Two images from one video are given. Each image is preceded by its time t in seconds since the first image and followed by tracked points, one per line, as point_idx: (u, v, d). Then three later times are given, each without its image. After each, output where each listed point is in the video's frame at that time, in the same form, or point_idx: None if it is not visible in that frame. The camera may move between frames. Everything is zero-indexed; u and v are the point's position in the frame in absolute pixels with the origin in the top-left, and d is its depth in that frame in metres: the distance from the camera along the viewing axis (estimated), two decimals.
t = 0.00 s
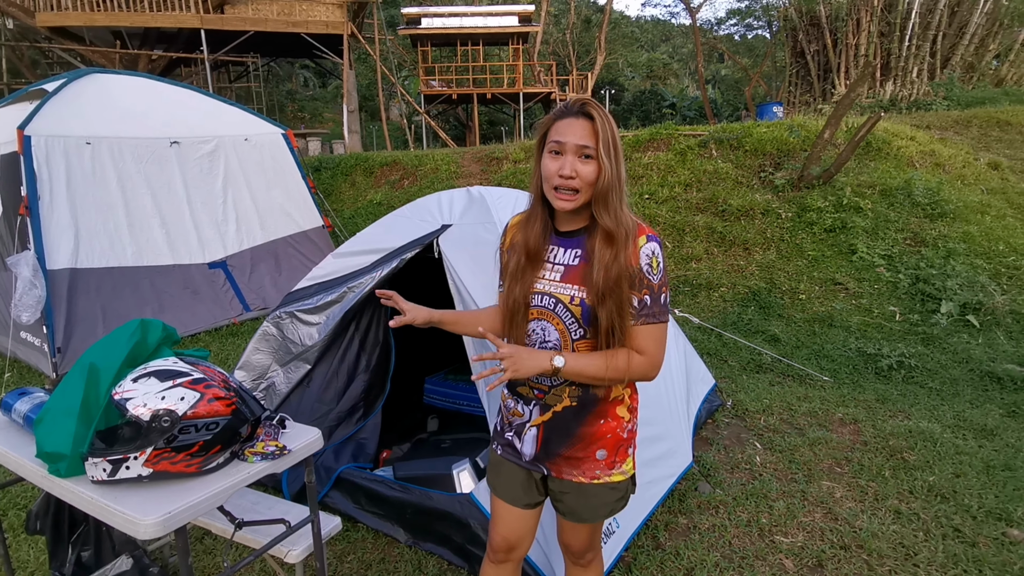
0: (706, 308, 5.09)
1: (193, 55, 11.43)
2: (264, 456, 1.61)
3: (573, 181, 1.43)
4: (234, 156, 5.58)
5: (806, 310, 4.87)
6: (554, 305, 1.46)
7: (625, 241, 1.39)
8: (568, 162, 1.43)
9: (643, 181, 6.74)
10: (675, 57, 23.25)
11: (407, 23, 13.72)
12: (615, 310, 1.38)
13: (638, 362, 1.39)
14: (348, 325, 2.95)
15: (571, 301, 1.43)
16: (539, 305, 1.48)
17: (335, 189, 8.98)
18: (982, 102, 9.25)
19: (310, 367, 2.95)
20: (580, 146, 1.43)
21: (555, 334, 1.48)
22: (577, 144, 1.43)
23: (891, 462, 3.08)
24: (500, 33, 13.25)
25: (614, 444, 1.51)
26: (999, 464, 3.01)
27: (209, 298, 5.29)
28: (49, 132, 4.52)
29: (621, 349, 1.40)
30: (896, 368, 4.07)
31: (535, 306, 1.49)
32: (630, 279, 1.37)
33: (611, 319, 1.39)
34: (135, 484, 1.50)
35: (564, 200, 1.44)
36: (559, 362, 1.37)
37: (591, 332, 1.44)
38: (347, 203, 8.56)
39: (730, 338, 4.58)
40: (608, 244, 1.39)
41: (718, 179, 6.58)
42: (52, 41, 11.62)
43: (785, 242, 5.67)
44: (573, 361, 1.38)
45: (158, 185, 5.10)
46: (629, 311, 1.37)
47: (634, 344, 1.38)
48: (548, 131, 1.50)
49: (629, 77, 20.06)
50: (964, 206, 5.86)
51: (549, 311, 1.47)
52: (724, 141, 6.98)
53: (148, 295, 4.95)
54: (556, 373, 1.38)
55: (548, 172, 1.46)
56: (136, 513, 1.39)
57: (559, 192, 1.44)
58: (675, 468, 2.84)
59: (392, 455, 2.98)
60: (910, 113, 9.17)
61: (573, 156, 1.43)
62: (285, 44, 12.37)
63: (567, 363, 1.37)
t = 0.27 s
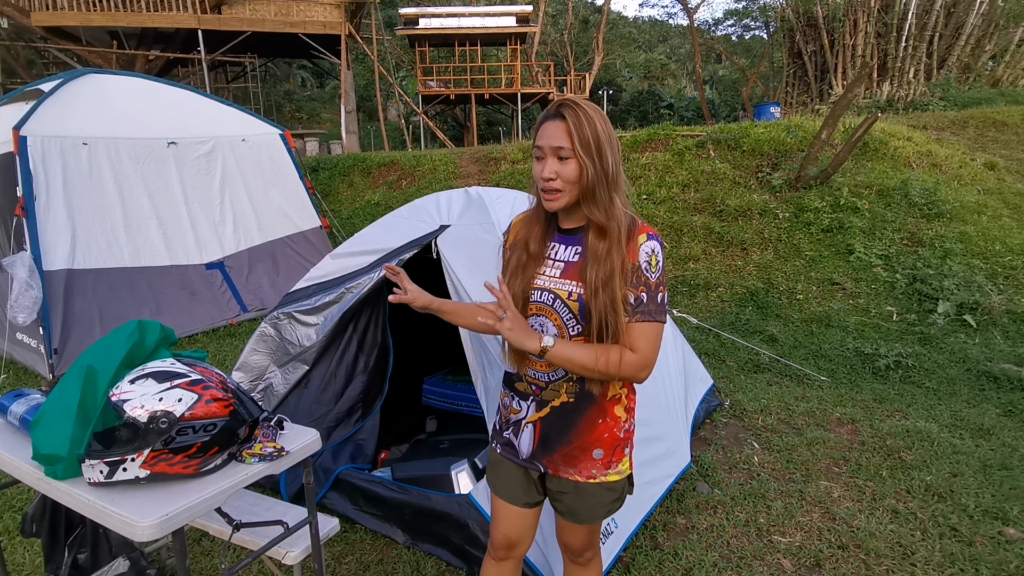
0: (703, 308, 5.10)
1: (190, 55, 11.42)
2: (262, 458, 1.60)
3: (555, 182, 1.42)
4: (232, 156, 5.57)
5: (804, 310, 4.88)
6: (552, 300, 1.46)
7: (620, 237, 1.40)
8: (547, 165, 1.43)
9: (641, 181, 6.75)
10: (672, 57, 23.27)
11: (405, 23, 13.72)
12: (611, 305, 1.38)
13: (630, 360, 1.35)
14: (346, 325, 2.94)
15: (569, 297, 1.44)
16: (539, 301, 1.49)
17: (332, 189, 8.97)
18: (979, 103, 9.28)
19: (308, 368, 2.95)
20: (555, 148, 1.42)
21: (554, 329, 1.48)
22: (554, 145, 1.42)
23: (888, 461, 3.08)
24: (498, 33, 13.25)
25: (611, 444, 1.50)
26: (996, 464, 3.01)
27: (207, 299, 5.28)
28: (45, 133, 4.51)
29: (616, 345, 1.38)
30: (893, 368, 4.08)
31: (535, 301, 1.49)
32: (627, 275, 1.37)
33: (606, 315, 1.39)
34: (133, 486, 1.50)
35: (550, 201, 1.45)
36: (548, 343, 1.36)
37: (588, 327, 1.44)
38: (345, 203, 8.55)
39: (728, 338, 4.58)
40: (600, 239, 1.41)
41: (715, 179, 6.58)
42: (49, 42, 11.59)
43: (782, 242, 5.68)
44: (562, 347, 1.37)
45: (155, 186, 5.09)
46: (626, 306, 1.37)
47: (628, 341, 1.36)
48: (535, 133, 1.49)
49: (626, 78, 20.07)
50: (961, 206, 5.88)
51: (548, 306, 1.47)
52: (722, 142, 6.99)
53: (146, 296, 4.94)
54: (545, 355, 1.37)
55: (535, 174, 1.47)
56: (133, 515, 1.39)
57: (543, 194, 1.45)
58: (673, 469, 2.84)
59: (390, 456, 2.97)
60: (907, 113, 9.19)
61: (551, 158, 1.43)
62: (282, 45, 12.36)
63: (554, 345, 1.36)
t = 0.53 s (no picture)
0: (702, 308, 5.10)
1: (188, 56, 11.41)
2: (260, 459, 1.60)
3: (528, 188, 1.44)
4: (229, 157, 5.56)
5: (802, 310, 4.88)
6: (544, 303, 1.46)
7: (609, 241, 1.38)
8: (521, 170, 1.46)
9: (640, 182, 6.75)
10: (670, 58, 23.29)
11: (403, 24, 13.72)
12: (602, 311, 1.38)
13: (630, 371, 1.37)
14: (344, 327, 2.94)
15: (557, 300, 1.43)
16: (532, 303, 1.49)
17: (331, 190, 8.97)
18: (976, 103, 9.30)
19: (306, 369, 2.95)
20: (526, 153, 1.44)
21: (546, 331, 1.47)
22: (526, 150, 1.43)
23: (886, 462, 3.08)
24: (496, 34, 13.25)
25: (605, 446, 1.50)
26: (994, 463, 3.02)
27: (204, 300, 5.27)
28: (42, 134, 4.50)
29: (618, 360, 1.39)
30: (891, 368, 4.08)
31: (528, 303, 1.49)
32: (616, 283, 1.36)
33: (596, 319, 1.39)
34: (130, 488, 1.49)
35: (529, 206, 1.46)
36: (554, 396, 1.38)
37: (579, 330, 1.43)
38: (343, 204, 8.55)
39: (726, 338, 4.59)
40: (583, 242, 1.38)
41: (714, 180, 6.59)
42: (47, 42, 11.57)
43: (781, 242, 5.69)
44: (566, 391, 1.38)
45: (153, 186, 5.08)
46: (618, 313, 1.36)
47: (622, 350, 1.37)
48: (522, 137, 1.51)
49: (625, 78, 20.08)
50: (958, 206, 5.89)
51: (540, 309, 1.47)
52: (720, 142, 6.99)
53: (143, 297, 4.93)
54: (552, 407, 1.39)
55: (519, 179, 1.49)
56: (131, 517, 1.38)
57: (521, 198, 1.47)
58: (672, 469, 2.84)
59: (389, 457, 2.97)
60: (905, 113, 9.20)
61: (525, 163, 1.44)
62: (281, 45, 12.35)
63: (561, 396, 1.38)
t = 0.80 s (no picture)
0: (700, 309, 5.10)
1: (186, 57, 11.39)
2: (258, 462, 1.60)
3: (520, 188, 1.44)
4: (227, 158, 5.55)
5: (800, 311, 4.88)
6: (538, 305, 1.46)
7: (600, 241, 1.38)
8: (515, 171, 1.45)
9: (638, 183, 6.76)
10: (668, 59, 23.31)
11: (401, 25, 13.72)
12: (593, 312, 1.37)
13: (622, 373, 1.35)
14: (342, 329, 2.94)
15: (550, 302, 1.44)
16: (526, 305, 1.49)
17: (329, 191, 8.96)
18: (973, 104, 9.31)
19: (304, 371, 2.94)
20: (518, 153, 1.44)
21: (540, 333, 1.48)
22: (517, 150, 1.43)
23: (885, 462, 3.08)
24: (494, 34, 13.25)
25: (602, 447, 1.49)
26: (991, 464, 3.02)
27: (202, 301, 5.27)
28: (40, 135, 4.50)
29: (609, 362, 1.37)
30: (890, 368, 4.09)
31: (523, 305, 1.50)
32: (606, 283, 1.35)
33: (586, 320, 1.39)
34: (127, 491, 1.49)
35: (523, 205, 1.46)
36: (545, 394, 1.39)
37: (570, 332, 1.42)
38: (341, 205, 8.54)
39: (725, 339, 4.59)
40: (575, 243, 1.39)
41: (712, 181, 6.59)
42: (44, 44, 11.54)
43: (779, 243, 5.70)
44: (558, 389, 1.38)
45: (151, 188, 5.08)
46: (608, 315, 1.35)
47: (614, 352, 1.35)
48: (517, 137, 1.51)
49: (624, 79, 20.10)
50: (956, 207, 5.90)
51: (534, 311, 1.47)
52: (718, 143, 6.99)
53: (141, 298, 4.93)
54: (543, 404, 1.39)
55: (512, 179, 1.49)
56: (128, 520, 1.38)
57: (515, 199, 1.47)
58: (671, 470, 2.84)
59: (387, 458, 2.98)
60: (903, 114, 9.21)
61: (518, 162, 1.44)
62: (279, 46, 12.33)
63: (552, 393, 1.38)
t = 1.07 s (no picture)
0: (699, 310, 5.10)
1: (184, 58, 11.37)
2: (256, 464, 1.60)
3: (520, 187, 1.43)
4: (226, 160, 5.54)
5: (799, 312, 4.88)
6: (534, 307, 1.46)
7: (597, 243, 1.38)
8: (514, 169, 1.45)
9: (637, 183, 6.76)
10: (666, 59, 23.33)
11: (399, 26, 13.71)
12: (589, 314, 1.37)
13: (617, 374, 1.34)
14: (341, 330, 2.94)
15: (546, 304, 1.43)
16: (523, 306, 1.49)
17: (328, 192, 8.96)
18: (971, 104, 9.33)
19: (302, 373, 2.92)
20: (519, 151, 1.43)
21: (536, 335, 1.47)
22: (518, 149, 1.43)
23: (884, 463, 3.08)
24: (492, 35, 13.25)
25: (599, 450, 1.49)
26: (991, 464, 3.02)
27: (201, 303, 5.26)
28: (37, 137, 4.49)
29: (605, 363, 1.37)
30: (889, 368, 4.09)
31: (519, 307, 1.50)
32: (601, 284, 1.34)
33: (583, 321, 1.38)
34: (124, 494, 1.48)
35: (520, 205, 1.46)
36: (541, 394, 1.38)
37: (565, 334, 1.41)
38: (340, 206, 8.54)
39: (724, 339, 4.59)
40: (571, 244, 1.39)
41: (711, 181, 6.59)
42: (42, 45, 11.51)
43: (777, 243, 5.70)
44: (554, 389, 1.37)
45: (149, 189, 5.06)
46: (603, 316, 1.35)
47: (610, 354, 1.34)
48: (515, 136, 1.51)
49: (622, 79, 20.11)
50: (954, 207, 5.90)
51: (530, 312, 1.47)
52: (717, 143, 6.98)
53: (139, 300, 4.92)
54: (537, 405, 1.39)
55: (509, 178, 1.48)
56: (124, 523, 1.37)
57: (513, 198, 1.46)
58: (670, 471, 2.83)
59: (385, 460, 2.97)
60: (901, 114, 9.23)
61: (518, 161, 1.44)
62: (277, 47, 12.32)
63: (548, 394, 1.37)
